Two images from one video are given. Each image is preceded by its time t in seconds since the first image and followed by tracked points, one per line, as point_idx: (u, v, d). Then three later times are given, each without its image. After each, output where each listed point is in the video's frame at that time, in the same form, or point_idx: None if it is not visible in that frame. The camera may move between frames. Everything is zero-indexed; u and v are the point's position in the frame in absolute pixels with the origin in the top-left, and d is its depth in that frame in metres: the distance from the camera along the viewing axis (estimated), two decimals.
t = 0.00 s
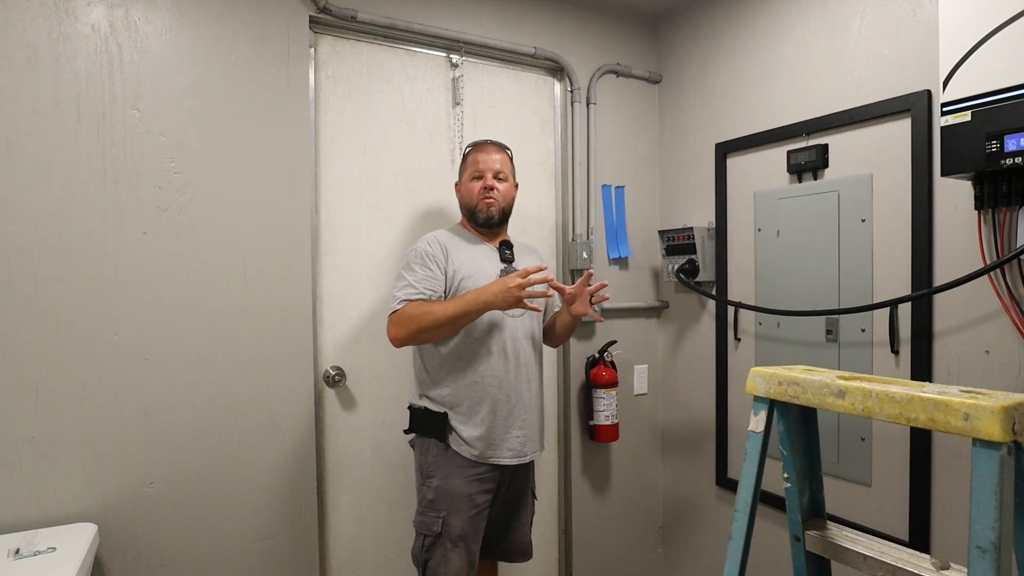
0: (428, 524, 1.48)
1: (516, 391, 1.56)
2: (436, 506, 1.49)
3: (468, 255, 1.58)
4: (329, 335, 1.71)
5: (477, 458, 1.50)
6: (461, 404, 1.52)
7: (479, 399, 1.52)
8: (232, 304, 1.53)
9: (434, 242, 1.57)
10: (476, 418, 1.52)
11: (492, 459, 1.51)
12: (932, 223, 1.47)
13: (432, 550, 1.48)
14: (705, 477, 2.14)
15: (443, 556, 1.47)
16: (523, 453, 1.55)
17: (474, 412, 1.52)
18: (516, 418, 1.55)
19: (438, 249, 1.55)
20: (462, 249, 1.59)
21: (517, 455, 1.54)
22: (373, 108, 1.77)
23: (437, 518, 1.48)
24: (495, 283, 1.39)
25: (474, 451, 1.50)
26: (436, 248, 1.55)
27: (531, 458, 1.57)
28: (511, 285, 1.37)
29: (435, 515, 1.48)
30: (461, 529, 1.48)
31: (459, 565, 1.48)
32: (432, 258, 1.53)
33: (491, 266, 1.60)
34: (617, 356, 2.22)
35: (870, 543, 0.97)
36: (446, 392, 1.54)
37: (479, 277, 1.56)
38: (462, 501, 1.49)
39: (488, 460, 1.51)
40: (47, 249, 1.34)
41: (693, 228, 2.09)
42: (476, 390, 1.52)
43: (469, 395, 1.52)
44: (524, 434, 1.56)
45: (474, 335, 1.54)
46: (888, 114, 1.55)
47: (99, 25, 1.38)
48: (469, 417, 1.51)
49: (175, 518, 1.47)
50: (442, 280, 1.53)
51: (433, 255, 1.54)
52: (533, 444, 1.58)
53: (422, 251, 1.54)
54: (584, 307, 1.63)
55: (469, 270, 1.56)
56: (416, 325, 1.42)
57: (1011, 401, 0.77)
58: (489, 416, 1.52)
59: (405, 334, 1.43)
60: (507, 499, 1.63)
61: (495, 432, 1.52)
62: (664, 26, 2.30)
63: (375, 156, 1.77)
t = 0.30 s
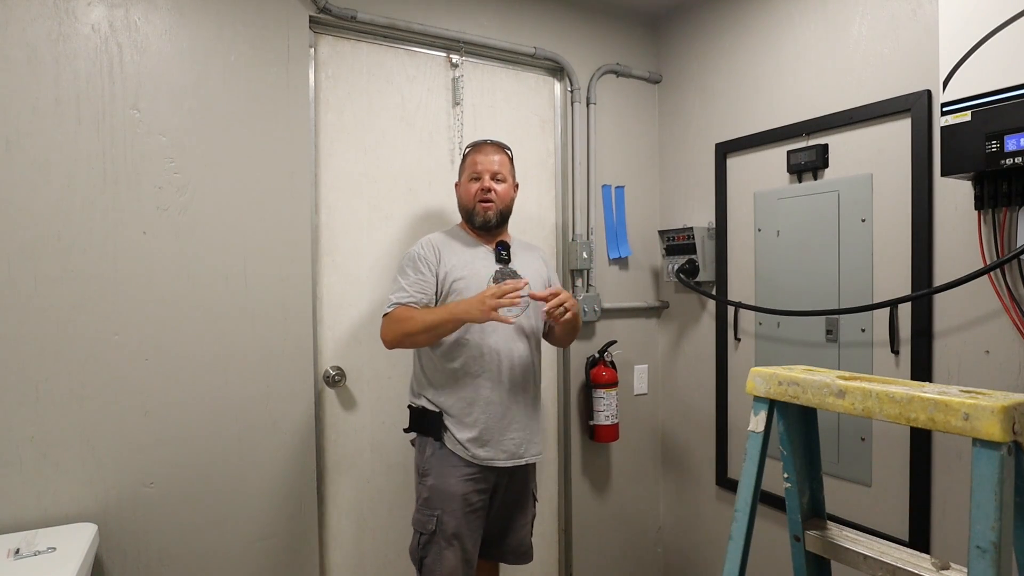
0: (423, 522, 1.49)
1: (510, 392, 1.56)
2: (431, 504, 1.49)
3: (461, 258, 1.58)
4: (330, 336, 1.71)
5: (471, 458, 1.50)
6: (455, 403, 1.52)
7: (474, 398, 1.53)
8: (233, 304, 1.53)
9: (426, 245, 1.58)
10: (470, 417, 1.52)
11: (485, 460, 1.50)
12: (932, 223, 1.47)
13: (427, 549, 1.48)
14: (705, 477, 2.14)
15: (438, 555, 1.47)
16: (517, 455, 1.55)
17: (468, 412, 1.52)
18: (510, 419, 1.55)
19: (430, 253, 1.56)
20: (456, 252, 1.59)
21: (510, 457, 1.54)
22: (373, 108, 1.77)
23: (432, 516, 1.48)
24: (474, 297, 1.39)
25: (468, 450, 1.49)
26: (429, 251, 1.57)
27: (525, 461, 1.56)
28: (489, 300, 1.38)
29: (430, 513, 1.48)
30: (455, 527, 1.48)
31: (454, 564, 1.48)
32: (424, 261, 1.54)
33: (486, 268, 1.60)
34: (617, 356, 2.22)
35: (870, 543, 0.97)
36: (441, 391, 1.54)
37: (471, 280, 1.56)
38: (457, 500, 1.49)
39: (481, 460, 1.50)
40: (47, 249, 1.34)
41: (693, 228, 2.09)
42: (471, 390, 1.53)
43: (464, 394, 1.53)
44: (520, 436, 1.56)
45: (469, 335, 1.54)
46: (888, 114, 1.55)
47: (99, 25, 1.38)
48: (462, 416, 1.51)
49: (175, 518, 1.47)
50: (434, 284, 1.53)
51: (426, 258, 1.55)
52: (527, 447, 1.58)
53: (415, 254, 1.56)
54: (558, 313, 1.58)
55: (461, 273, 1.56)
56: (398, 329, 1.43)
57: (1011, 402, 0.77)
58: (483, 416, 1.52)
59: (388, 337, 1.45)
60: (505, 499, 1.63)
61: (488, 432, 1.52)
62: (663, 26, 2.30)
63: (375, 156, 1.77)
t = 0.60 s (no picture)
0: (425, 522, 1.49)
1: (511, 394, 1.57)
2: (432, 504, 1.49)
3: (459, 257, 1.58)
4: (330, 336, 1.71)
5: (472, 459, 1.50)
6: (456, 404, 1.52)
7: (474, 399, 1.52)
8: (233, 304, 1.53)
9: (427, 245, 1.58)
10: (471, 418, 1.52)
11: (485, 461, 1.50)
12: (932, 223, 1.47)
13: (429, 549, 1.48)
14: (705, 477, 2.14)
15: (439, 555, 1.47)
16: (517, 457, 1.55)
17: (468, 412, 1.52)
18: (511, 421, 1.55)
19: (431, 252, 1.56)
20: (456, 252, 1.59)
21: (510, 459, 1.54)
22: (373, 108, 1.77)
23: (434, 516, 1.48)
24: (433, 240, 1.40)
25: (468, 451, 1.50)
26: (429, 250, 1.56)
27: (525, 462, 1.57)
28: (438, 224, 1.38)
29: (432, 513, 1.48)
30: (457, 527, 1.48)
31: (456, 564, 1.48)
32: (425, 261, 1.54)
33: (485, 269, 1.59)
34: (617, 356, 2.22)
35: (871, 543, 0.97)
36: (441, 392, 1.54)
37: (471, 281, 1.56)
38: (458, 500, 1.49)
39: (482, 462, 1.50)
40: (47, 250, 1.34)
41: (693, 228, 2.09)
42: (472, 390, 1.52)
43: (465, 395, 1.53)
44: (520, 437, 1.57)
45: (472, 335, 1.54)
46: (888, 114, 1.55)
47: (99, 25, 1.38)
48: (463, 417, 1.51)
49: (175, 518, 1.47)
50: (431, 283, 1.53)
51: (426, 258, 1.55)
52: (527, 449, 1.58)
53: (413, 254, 1.57)
54: (535, 325, 1.51)
55: (460, 272, 1.56)
56: (386, 311, 1.44)
57: (1011, 402, 0.77)
58: (484, 417, 1.52)
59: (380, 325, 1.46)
60: (507, 500, 1.63)
61: (489, 434, 1.52)
62: (663, 26, 2.30)
63: (375, 156, 1.77)
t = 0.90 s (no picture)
0: (427, 525, 1.49)
1: (514, 395, 1.56)
2: (434, 506, 1.49)
3: (465, 254, 1.59)
4: (330, 336, 1.71)
5: (474, 460, 1.50)
6: (459, 404, 1.52)
7: (475, 400, 1.53)
8: (233, 304, 1.53)
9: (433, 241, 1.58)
10: (474, 418, 1.52)
11: (487, 462, 1.50)
12: (932, 223, 1.47)
13: (431, 551, 1.48)
14: (705, 476, 2.14)
15: (441, 557, 1.47)
16: (519, 459, 1.55)
17: (470, 413, 1.52)
18: (514, 422, 1.55)
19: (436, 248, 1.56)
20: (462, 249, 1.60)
21: (513, 460, 1.54)
22: (373, 108, 1.77)
23: (436, 518, 1.48)
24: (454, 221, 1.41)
25: (471, 452, 1.50)
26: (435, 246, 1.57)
27: (527, 464, 1.57)
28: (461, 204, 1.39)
29: (434, 515, 1.48)
30: (459, 529, 1.48)
31: (458, 566, 1.48)
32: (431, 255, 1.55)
33: (490, 268, 1.60)
34: (617, 356, 2.22)
35: (871, 543, 0.97)
36: (442, 392, 1.54)
37: (476, 279, 1.56)
38: (460, 502, 1.49)
39: (484, 463, 1.50)
40: (47, 250, 1.34)
41: (693, 228, 2.09)
42: (475, 390, 1.52)
43: (467, 395, 1.53)
44: (522, 437, 1.56)
45: (475, 335, 1.54)
46: (888, 114, 1.55)
47: (99, 25, 1.38)
48: (465, 417, 1.52)
49: (175, 518, 1.47)
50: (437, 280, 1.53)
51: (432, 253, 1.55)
52: (529, 450, 1.58)
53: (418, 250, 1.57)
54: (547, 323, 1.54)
55: (466, 271, 1.56)
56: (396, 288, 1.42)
57: (1011, 401, 0.77)
58: (487, 417, 1.52)
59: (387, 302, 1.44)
60: (510, 501, 1.63)
61: (491, 435, 1.52)
62: (663, 27, 2.30)
63: (375, 156, 1.77)
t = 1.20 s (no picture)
0: (424, 524, 1.48)
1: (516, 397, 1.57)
2: (432, 505, 1.49)
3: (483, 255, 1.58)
4: (330, 336, 1.71)
5: (472, 461, 1.50)
6: (459, 405, 1.53)
7: (475, 400, 1.53)
8: (233, 303, 1.53)
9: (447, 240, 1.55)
10: (474, 420, 1.52)
11: (485, 462, 1.50)
12: (932, 223, 1.47)
13: (427, 550, 1.48)
14: (705, 476, 2.14)
15: (438, 556, 1.47)
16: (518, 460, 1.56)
17: (469, 412, 1.53)
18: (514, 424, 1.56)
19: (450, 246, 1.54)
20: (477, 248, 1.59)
21: (512, 462, 1.55)
22: (373, 108, 1.77)
23: (433, 518, 1.48)
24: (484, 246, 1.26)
25: (470, 453, 1.50)
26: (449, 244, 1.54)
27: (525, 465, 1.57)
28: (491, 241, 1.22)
29: (431, 514, 1.48)
30: (456, 529, 1.48)
31: (454, 565, 1.48)
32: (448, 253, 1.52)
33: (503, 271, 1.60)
34: (617, 356, 2.22)
35: (871, 543, 0.97)
36: (443, 391, 1.54)
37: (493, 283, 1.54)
38: (457, 501, 1.49)
39: (483, 464, 1.50)
40: (47, 250, 1.34)
41: (693, 228, 2.09)
42: (476, 393, 1.53)
43: (467, 395, 1.53)
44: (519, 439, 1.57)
45: (479, 338, 1.53)
46: (888, 114, 1.55)
47: (99, 25, 1.38)
48: (464, 416, 1.52)
49: (175, 518, 1.47)
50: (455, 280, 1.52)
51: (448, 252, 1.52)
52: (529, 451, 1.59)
53: (435, 246, 1.54)
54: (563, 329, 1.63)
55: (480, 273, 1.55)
56: (424, 292, 1.39)
57: (1011, 402, 0.77)
58: (487, 419, 1.53)
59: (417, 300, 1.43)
60: (506, 501, 1.63)
61: (491, 436, 1.52)
62: (663, 27, 2.30)
63: (375, 156, 1.77)
